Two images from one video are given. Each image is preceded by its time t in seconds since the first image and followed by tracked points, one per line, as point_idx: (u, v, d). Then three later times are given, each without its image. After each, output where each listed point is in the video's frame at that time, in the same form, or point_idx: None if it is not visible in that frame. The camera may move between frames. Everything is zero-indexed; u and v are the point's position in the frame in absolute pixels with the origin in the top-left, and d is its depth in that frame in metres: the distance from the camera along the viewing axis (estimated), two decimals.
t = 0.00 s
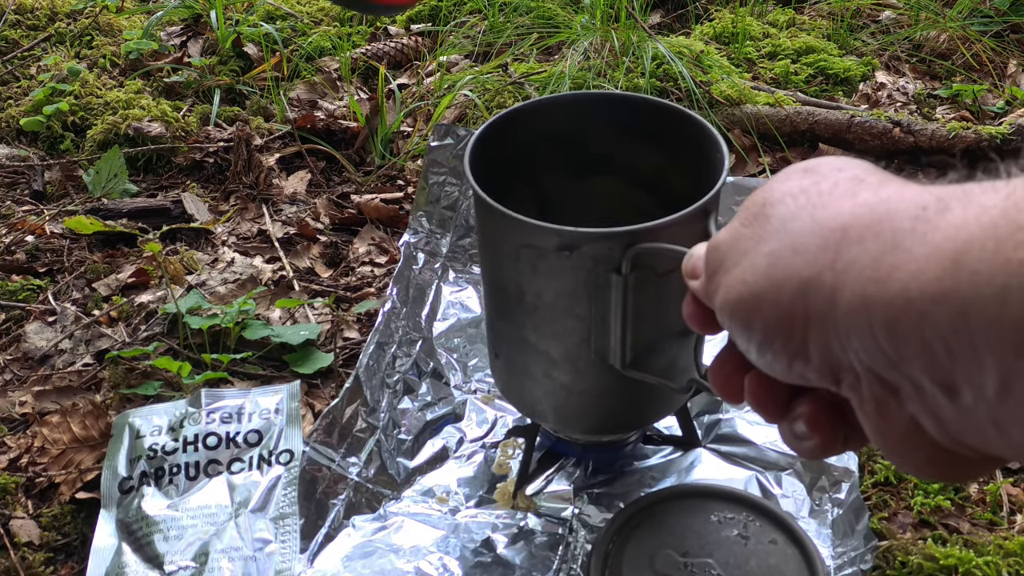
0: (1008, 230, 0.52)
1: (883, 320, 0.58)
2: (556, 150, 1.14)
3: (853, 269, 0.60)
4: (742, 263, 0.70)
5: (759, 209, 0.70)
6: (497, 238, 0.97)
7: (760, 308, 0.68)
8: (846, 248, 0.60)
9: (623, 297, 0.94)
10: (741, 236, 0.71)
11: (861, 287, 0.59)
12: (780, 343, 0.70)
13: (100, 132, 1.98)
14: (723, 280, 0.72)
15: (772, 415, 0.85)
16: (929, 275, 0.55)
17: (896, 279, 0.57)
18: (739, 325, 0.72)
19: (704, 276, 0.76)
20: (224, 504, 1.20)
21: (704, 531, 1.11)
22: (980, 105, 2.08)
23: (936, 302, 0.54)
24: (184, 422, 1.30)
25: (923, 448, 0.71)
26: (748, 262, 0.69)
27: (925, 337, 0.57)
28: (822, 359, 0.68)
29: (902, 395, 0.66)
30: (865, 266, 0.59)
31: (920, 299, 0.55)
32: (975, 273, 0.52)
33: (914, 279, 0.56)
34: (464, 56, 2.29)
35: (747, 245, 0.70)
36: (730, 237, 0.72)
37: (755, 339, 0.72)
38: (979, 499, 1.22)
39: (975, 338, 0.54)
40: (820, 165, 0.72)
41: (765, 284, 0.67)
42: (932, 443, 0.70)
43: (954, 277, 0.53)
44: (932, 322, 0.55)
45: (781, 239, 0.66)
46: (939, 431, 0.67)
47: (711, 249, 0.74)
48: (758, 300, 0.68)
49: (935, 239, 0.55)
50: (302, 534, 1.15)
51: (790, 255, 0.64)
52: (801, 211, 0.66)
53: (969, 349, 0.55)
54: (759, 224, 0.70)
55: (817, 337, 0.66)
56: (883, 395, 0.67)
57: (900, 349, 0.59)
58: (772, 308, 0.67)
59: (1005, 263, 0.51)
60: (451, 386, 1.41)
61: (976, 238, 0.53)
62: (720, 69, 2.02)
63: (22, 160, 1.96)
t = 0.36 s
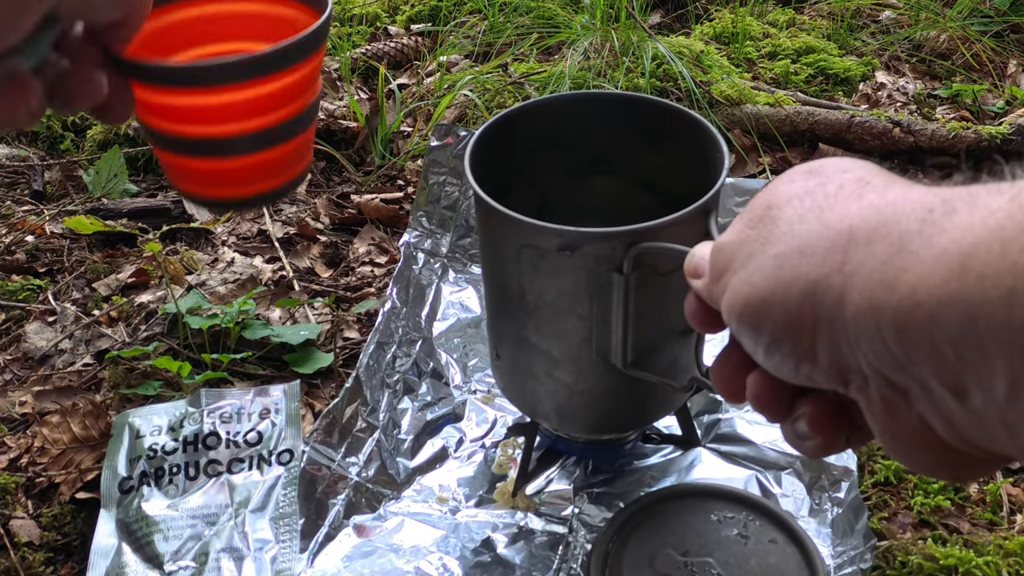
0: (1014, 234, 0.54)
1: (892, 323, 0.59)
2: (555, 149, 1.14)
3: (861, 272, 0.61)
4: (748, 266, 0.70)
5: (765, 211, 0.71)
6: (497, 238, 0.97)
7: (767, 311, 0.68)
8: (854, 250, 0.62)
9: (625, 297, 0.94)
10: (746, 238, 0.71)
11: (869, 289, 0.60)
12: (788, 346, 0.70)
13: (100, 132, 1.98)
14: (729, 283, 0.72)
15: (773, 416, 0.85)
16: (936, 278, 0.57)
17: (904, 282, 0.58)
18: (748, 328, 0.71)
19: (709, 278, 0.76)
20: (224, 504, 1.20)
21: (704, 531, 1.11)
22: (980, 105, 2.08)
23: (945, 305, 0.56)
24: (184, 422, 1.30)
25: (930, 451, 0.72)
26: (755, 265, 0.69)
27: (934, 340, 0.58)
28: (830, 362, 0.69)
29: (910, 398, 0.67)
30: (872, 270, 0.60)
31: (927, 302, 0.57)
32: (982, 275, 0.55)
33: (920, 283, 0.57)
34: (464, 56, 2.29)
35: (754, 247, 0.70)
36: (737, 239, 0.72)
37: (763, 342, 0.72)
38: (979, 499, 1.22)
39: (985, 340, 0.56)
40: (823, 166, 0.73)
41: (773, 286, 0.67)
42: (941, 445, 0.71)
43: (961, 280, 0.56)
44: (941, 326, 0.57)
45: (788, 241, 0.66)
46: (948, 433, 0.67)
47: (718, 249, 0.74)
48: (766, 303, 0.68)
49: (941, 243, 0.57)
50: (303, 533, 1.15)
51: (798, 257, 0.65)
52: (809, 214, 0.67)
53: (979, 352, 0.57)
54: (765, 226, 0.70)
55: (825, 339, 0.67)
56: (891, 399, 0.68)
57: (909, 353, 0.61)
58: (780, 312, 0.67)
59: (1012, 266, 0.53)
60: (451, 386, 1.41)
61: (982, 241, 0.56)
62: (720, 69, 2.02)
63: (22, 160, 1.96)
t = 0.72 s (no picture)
0: None
1: (908, 335, 0.60)
2: (555, 153, 1.14)
3: (873, 286, 0.62)
4: (764, 279, 0.71)
5: (775, 224, 0.73)
6: (504, 247, 0.97)
7: (783, 324, 0.69)
8: (867, 264, 0.63)
9: (634, 305, 0.94)
10: (760, 252, 0.73)
11: (884, 302, 0.61)
12: (804, 359, 0.71)
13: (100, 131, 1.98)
14: (744, 296, 0.74)
15: (788, 426, 0.87)
16: (951, 291, 0.57)
17: (919, 295, 0.59)
18: (763, 341, 0.73)
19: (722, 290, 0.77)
20: (224, 504, 1.20)
21: (704, 531, 1.11)
22: (980, 105, 2.08)
23: (960, 318, 0.57)
24: (184, 422, 1.30)
25: (949, 456, 0.73)
26: (770, 280, 0.70)
27: (951, 351, 0.59)
28: (848, 373, 0.70)
29: (929, 406, 0.67)
30: (887, 282, 0.61)
31: (943, 315, 0.58)
32: (998, 290, 0.55)
33: (936, 297, 0.58)
34: (464, 56, 2.29)
35: (767, 261, 0.71)
36: (749, 254, 0.74)
37: (779, 354, 0.73)
38: (979, 499, 1.22)
39: (1003, 351, 0.56)
40: (833, 178, 0.74)
41: (788, 300, 0.68)
42: (958, 452, 0.72)
43: (978, 294, 0.56)
44: (958, 338, 0.58)
45: (801, 254, 0.68)
46: (967, 441, 0.68)
47: (731, 263, 0.76)
48: (781, 316, 0.69)
49: (957, 255, 0.58)
50: (303, 533, 1.15)
51: (812, 271, 0.66)
52: (819, 227, 0.68)
53: (996, 362, 0.57)
54: (777, 240, 0.71)
55: (841, 350, 0.68)
56: (909, 407, 0.69)
57: (926, 365, 0.61)
58: (795, 323, 0.68)
59: None
60: (451, 386, 1.41)
61: (997, 255, 0.56)
62: (720, 69, 2.02)
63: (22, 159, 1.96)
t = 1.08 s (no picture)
0: None
1: (911, 350, 0.61)
2: (551, 161, 1.14)
3: (876, 301, 0.63)
4: (762, 291, 0.72)
5: (774, 235, 0.73)
6: (498, 252, 0.97)
7: (785, 336, 0.70)
8: (869, 277, 0.63)
9: (628, 312, 0.93)
10: (760, 262, 0.73)
11: (888, 316, 0.62)
12: (805, 371, 0.72)
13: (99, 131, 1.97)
14: (743, 306, 0.74)
15: (784, 437, 0.88)
16: (956, 305, 0.58)
17: (923, 309, 0.59)
18: (764, 354, 0.74)
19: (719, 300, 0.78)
20: (224, 504, 1.20)
21: (703, 531, 1.11)
22: (980, 105, 2.08)
23: (965, 332, 0.57)
24: (184, 422, 1.30)
25: (950, 470, 0.73)
26: (769, 292, 0.71)
27: (955, 367, 0.59)
28: (850, 386, 0.71)
29: (931, 422, 0.68)
30: (890, 296, 0.62)
31: (947, 329, 0.58)
32: (1002, 305, 0.55)
33: (940, 311, 0.59)
34: (464, 56, 2.29)
35: (766, 272, 0.72)
36: (748, 264, 0.74)
37: (780, 366, 0.74)
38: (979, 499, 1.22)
39: (1007, 367, 0.57)
40: (832, 187, 0.75)
41: (788, 311, 0.69)
42: (962, 467, 0.73)
43: (982, 308, 0.56)
44: (962, 352, 0.58)
45: (801, 267, 0.68)
46: (970, 456, 0.69)
47: (728, 272, 0.76)
48: (782, 328, 0.70)
49: (962, 269, 0.59)
50: (303, 534, 1.15)
51: (813, 283, 0.67)
52: (820, 239, 0.68)
53: (1000, 377, 0.58)
54: (776, 252, 0.72)
55: (843, 362, 0.68)
56: (912, 422, 0.70)
57: (929, 379, 0.62)
58: (796, 335, 0.69)
59: None
60: (451, 386, 1.41)
61: (1000, 268, 0.57)
62: (720, 69, 2.03)
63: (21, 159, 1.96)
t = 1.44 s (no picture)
0: None
1: (917, 353, 0.62)
2: (552, 162, 1.14)
3: (880, 302, 0.63)
4: (765, 296, 0.72)
5: (777, 241, 0.73)
6: (501, 255, 0.97)
7: (788, 341, 0.71)
8: (871, 280, 0.64)
9: (630, 314, 0.94)
10: (761, 268, 0.73)
11: (891, 318, 0.63)
12: (810, 375, 0.73)
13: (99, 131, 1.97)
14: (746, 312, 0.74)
15: (794, 444, 0.90)
16: (960, 306, 0.59)
17: (927, 311, 0.61)
18: (769, 358, 0.74)
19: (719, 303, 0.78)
20: (224, 504, 1.20)
21: (704, 531, 1.11)
22: (980, 105, 2.08)
23: (969, 334, 0.59)
24: (184, 422, 1.30)
25: (960, 466, 0.74)
26: (772, 297, 0.71)
27: (961, 366, 0.61)
28: (856, 389, 0.72)
29: (939, 421, 0.69)
30: (892, 298, 0.62)
31: (953, 330, 0.60)
32: (1008, 305, 0.57)
33: (945, 312, 0.60)
34: (464, 56, 2.29)
35: (771, 278, 0.72)
36: (751, 269, 0.74)
37: (785, 370, 0.74)
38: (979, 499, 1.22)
39: (1013, 366, 0.58)
40: (829, 188, 0.75)
41: (792, 318, 0.69)
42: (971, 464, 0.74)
43: (987, 309, 0.58)
44: (968, 353, 0.60)
45: (806, 272, 0.68)
46: (979, 452, 0.70)
47: (733, 278, 0.76)
48: (785, 333, 0.70)
49: (967, 270, 0.60)
50: (303, 534, 1.16)
51: (817, 288, 0.67)
52: (821, 243, 0.69)
53: (1006, 376, 0.59)
54: (779, 257, 0.72)
55: (848, 367, 0.70)
56: (920, 422, 0.71)
57: (936, 379, 0.63)
58: (799, 340, 0.70)
59: None
60: (451, 386, 1.41)
61: (1006, 269, 0.58)
62: (720, 69, 2.03)
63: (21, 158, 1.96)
